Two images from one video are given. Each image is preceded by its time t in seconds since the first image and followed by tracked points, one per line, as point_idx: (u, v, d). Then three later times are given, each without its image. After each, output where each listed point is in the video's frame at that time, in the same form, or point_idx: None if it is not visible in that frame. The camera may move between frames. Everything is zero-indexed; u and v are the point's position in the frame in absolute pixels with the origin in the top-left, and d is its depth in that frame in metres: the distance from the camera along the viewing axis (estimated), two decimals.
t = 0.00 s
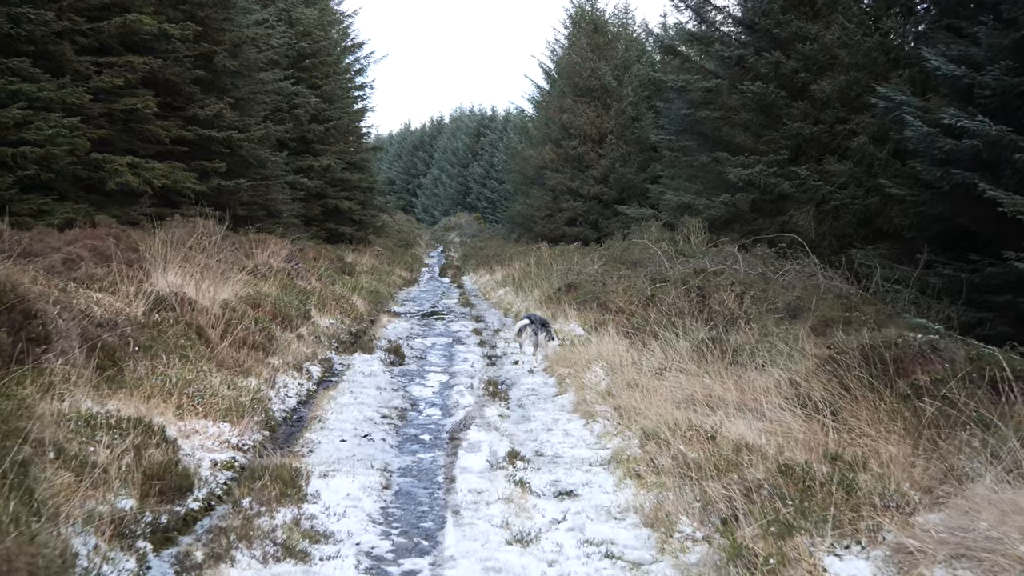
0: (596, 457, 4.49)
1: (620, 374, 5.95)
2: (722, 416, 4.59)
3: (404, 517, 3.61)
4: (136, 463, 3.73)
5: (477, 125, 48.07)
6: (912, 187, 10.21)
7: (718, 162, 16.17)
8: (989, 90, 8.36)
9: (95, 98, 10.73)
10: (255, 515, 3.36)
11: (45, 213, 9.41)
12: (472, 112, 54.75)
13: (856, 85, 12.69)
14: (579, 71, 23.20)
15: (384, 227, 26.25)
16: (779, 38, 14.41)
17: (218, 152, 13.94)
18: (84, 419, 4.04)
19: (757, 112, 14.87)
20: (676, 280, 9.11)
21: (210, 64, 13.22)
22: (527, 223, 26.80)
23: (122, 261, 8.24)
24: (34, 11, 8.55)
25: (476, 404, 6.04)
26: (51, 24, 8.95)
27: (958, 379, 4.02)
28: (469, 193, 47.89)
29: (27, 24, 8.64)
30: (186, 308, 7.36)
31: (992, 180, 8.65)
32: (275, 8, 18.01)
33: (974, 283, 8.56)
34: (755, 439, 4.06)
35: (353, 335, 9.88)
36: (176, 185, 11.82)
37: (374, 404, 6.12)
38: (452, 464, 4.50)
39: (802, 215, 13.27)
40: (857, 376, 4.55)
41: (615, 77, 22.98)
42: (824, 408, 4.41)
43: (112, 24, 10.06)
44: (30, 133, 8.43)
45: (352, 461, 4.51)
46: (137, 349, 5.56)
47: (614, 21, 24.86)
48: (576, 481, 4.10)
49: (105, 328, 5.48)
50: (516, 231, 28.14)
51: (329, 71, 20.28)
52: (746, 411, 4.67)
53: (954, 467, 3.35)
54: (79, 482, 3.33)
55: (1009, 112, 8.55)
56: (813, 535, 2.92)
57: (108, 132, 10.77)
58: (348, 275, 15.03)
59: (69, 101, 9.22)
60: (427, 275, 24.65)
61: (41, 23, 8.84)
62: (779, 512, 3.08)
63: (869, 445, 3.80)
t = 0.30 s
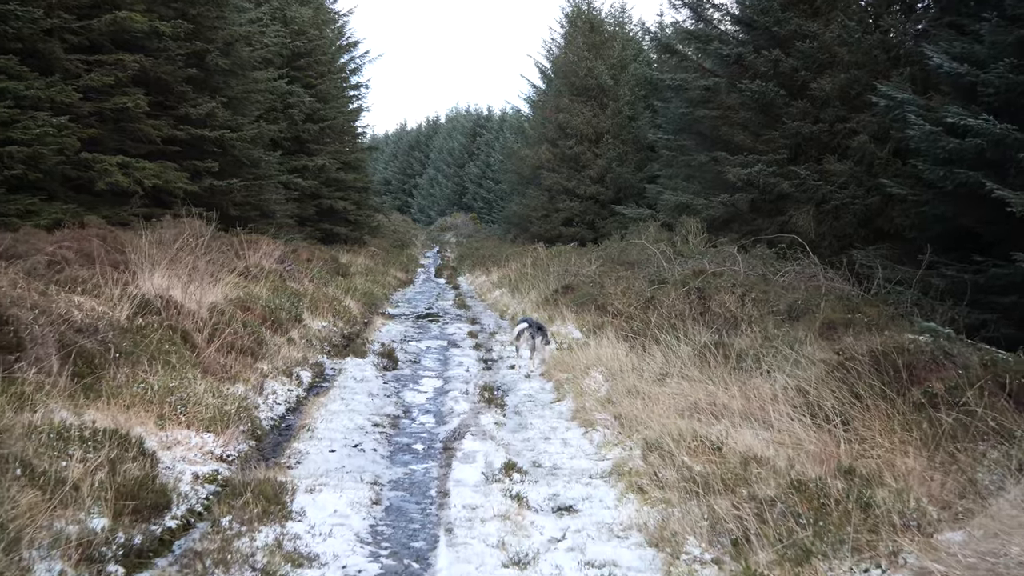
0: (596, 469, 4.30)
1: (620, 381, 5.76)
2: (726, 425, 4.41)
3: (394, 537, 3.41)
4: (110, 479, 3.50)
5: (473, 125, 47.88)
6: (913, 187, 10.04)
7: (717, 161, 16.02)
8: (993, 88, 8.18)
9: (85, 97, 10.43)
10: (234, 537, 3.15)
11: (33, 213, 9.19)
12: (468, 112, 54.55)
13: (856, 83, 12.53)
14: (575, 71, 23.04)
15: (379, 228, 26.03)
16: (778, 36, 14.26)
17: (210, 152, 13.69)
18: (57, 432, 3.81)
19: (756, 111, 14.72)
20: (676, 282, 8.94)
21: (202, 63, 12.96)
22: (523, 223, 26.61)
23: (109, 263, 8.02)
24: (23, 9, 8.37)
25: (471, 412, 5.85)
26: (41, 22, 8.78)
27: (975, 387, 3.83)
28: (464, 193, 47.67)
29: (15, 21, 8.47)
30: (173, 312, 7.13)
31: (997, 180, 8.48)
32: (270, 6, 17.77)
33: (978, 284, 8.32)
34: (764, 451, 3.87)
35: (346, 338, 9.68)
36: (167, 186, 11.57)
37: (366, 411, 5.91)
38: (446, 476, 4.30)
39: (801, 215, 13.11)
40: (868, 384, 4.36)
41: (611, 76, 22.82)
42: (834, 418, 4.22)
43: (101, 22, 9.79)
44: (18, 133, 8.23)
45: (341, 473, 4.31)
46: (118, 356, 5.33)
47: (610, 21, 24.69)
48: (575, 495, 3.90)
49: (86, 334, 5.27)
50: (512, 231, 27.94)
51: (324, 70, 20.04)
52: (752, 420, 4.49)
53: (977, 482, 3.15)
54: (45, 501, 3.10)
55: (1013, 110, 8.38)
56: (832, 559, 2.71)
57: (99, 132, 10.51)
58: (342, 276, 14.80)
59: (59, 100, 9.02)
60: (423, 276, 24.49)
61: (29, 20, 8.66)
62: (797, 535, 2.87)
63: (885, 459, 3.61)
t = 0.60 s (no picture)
0: (603, 477, 4.11)
1: (625, 384, 5.57)
2: (738, 431, 4.23)
3: (391, 552, 3.22)
4: (89, 490, 3.29)
5: (470, 125, 47.67)
6: (917, 185, 9.83)
7: (717, 160, 15.86)
8: (999, 85, 7.91)
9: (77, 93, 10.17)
10: (218, 554, 2.94)
11: (23, 212, 8.96)
12: (464, 112, 54.32)
13: (857, 81, 12.35)
14: (573, 69, 22.87)
15: (376, 227, 25.80)
16: (779, 33, 14.13)
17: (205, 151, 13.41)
18: (34, 440, 3.59)
19: (757, 109, 14.59)
20: (679, 281, 8.76)
21: (197, 60, 12.68)
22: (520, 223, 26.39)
23: (98, 262, 7.79)
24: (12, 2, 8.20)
25: (471, 416, 5.65)
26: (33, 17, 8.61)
27: (1001, 392, 3.65)
28: (461, 193, 47.44)
29: (6, 16, 8.29)
30: (163, 312, 6.92)
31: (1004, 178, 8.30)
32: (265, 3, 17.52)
33: (984, 284, 8.09)
34: (780, 459, 3.69)
35: (342, 339, 9.46)
36: (161, 184, 11.34)
37: (362, 416, 5.71)
38: (447, 485, 4.10)
39: (803, 214, 12.93)
40: (886, 388, 4.18)
41: (609, 75, 22.63)
42: (852, 423, 4.04)
43: (94, 18, 9.51)
44: (7, 129, 8.01)
45: (336, 482, 4.11)
46: (103, 358, 5.10)
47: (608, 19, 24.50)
48: (582, 505, 3.71)
49: (70, 336, 5.06)
50: (510, 231, 27.73)
51: (320, 68, 19.82)
52: (766, 426, 4.30)
53: (1010, 495, 2.96)
54: (17, 516, 2.89)
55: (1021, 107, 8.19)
56: None
57: (93, 130, 10.25)
58: (338, 276, 14.57)
59: (50, 96, 8.81)
60: (420, 276, 24.27)
61: (20, 15, 8.47)
62: (823, 555, 2.67)
63: (909, 469, 3.42)
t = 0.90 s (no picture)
0: (613, 490, 3.93)
1: (632, 391, 5.39)
2: (754, 441, 4.05)
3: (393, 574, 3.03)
4: (71, 508, 3.10)
5: (467, 125, 47.50)
6: (923, 184, 9.65)
7: (719, 159, 15.70)
8: (1007, 83, 7.66)
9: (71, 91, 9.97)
10: None
11: (15, 211, 8.77)
12: (462, 112, 54.12)
13: (860, 80, 12.18)
14: (571, 69, 22.72)
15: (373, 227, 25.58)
16: (781, 31, 14.00)
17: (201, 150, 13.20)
18: (15, 453, 3.40)
19: (759, 108, 14.45)
20: (684, 282, 8.60)
21: (192, 58, 12.45)
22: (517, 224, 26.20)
23: (90, 263, 7.59)
24: None
25: (474, 423, 5.47)
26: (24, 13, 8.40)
27: None
28: (459, 193, 47.24)
29: None
30: (154, 315, 6.72)
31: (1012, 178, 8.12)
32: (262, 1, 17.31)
33: (991, 285, 7.88)
34: (800, 472, 3.52)
35: (339, 342, 9.28)
36: (157, 183, 11.15)
37: (361, 423, 5.53)
38: (451, 498, 3.92)
39: (805, 214, 12.76)
40: (908, 397, 4.01)
41: (608, 75, 22.46)
42: (873, 434, 3.86)
43: (87, 14, 9.29)
44: None
45: (334, 496, 3.92)
46: (90, 364, 4.90)
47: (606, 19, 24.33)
48: (593, 521, 3.53)
49: (55, 341, 4.86)
50: (507, 231, 27.54)
51: (318, 67, 19.61)
52: (782, 436, 4.13)
53: None
54: None
55: None
56: None
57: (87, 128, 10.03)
58: (335, 277, 14.37)
59: (42, 93, 8.62)
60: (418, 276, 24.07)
61: (12, 11, 8.25)
62: None
63: (937, 484, 3.25)
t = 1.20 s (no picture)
0: (624, 501, 3.75)
1: (639, 396, 5.20)
2: (771, 449, 3.87)
3: None
4: (49, 524, 2.90)
5: (465, 125, 47.30)
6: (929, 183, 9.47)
7: (720, 158, 15.54)
8: (1015, 80, 7.47)
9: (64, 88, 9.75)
10: None
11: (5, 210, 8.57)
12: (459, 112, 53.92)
13: (862, 78, 12.01)
14: (570, 68, 22.55)
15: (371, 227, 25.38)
16: (783, 29, 13.83)
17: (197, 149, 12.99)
18: None
19: (761, 107, 14.27)
20: (689, 283, 8.42)
21: (188, 56, 12.23)
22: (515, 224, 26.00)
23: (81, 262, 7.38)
24: None
25: (475, 429, 5.29)
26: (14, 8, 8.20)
27: None
28: (456, 193, 47.02)
29: None
30: (146, 316, 6.51)
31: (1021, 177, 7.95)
32: None
33: (999, 286, 7.70)
34: (822, 483, 3.34)
35: (335, 343, 9.07)
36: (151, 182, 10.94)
37: (358, 428, 5.33)
38: (454, 510, 3.73)
39: (808, 214, 12.60)
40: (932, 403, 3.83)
41: (607, 74, 22.29)
42: (896, 442, 3.69)
43: (81, 10, 9.04)
44: None
45: (330, 508, 3.73)
46: (76, 368, 4.71)
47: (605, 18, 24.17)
48: (604, 535, 3.34)
49: (40, 343, 4.66)
50: (505, 231, 27.37)
51: (315, 66, 19.40)
52: (800, 443, 3.96)
53: None
54: None
55: None
56: None
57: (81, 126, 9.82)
58: (333, 277, 14.16)
59: (35, 91, 8.42)
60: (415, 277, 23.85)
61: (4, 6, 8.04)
62: None
63: (970, 496, 3.06)
